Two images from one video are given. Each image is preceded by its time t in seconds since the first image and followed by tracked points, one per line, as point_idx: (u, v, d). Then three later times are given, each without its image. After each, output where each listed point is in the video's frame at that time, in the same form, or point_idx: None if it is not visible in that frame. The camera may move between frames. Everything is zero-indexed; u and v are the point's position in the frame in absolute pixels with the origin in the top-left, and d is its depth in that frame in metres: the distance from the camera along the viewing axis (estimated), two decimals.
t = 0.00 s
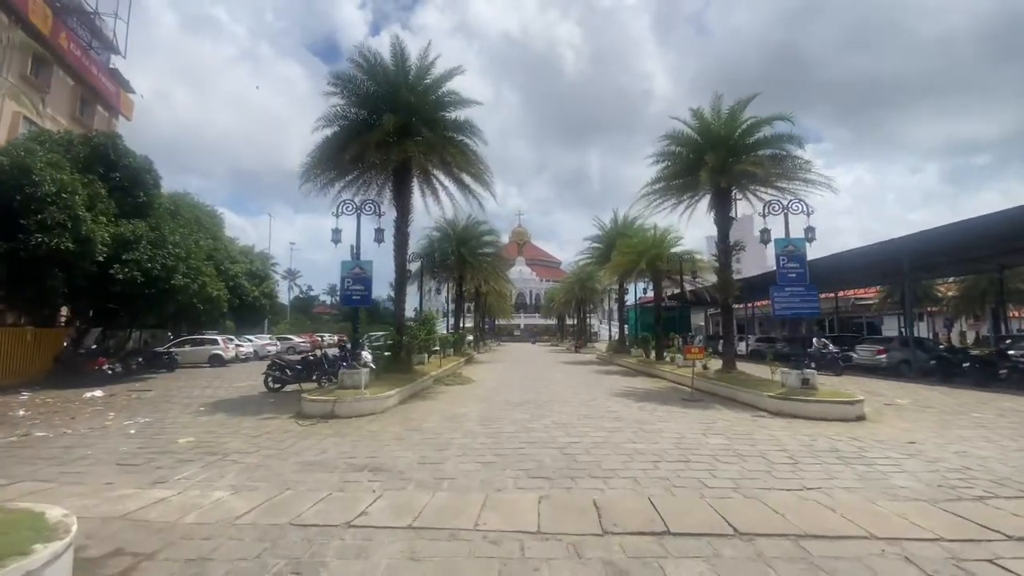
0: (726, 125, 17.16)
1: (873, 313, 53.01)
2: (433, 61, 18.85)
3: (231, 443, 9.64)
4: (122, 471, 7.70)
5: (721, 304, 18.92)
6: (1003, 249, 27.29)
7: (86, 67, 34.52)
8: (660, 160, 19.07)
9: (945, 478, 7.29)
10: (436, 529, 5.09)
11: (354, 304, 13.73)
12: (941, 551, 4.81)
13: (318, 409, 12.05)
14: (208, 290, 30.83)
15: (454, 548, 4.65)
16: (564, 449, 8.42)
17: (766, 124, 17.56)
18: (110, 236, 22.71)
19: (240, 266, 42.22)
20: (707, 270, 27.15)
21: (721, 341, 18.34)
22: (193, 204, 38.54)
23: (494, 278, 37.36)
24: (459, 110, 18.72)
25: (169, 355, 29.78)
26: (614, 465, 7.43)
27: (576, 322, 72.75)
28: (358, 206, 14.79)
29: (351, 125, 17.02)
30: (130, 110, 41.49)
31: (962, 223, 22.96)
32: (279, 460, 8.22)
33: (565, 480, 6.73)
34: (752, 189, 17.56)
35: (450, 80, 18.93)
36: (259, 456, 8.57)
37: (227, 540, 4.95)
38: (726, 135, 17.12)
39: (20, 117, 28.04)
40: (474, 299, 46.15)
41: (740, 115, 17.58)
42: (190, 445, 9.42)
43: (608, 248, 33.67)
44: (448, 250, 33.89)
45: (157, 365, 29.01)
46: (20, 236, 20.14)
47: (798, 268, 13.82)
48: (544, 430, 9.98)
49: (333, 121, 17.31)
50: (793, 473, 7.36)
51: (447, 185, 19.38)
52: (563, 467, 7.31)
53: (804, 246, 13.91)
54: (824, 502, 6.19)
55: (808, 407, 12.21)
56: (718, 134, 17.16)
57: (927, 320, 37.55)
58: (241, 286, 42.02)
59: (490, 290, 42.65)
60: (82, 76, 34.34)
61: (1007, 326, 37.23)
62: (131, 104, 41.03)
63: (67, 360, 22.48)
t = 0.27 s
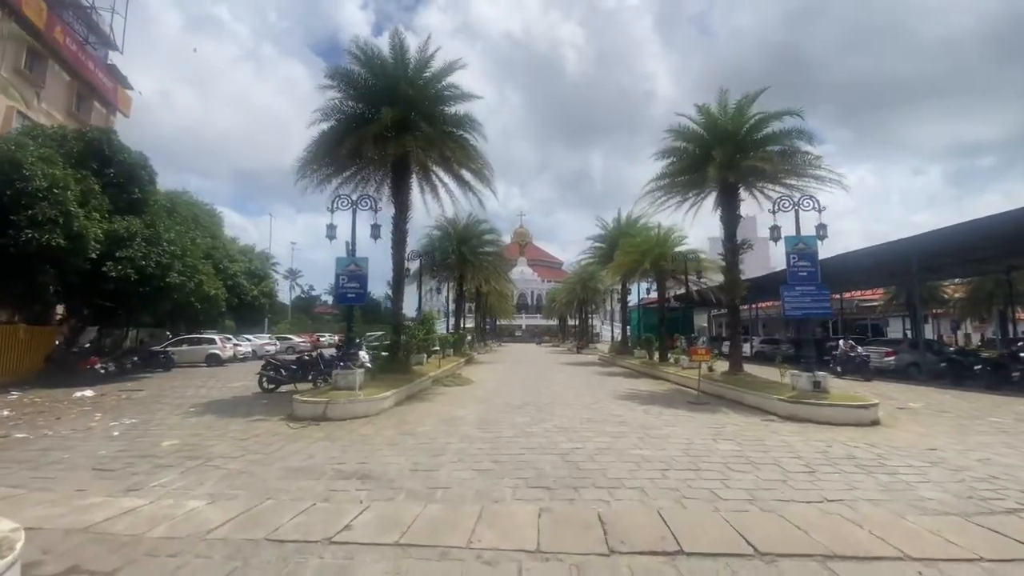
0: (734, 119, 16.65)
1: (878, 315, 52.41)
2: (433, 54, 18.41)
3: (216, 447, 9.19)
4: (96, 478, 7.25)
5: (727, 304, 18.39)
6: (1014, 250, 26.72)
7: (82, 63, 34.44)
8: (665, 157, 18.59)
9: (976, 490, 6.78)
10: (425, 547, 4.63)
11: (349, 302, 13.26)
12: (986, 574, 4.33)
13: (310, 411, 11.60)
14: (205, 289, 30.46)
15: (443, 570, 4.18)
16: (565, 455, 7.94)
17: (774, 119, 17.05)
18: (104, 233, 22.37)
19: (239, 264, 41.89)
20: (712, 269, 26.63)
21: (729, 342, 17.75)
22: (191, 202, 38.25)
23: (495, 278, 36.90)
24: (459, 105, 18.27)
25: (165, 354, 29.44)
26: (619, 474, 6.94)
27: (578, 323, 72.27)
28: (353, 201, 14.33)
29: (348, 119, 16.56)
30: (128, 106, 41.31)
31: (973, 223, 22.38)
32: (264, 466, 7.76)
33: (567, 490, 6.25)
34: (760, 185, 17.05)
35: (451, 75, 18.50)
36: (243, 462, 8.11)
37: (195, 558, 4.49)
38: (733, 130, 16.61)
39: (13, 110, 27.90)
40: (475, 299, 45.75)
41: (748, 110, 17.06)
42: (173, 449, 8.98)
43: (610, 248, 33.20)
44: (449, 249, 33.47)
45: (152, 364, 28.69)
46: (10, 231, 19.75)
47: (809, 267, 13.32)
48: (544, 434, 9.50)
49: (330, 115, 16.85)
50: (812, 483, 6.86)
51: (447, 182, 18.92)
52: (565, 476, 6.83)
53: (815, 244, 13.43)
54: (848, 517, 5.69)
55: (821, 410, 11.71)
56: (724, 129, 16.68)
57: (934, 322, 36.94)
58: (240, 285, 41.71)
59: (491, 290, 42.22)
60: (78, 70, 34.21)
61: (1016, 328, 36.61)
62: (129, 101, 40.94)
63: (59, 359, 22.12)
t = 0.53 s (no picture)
0: (738, 119, 16.24)
1: (879, 320, 51.98)
2: (431, 52, 18.01)
3: (195, 459, 8.73)
4: (61, 495, 6.78)
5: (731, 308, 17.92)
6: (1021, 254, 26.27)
7: (74, 60, 34.10)
8: (668, 158, 18.16)
9: (1004, 511, 6.32)
10: None
11: (341, 305, 12.79)
12: None
13: (299, 418, 11.13)
14: (198, 291, 29.99)
15: None
16: (564, 471, 7.47)
17: (779, 119, 16.59)
18: (92, 233, 21.94)
19: (234, 266, 41.45)
20: (714, 273, 26.19)
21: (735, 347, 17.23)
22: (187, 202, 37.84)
23: (494, 280, 36.49)
24: (457, 104, 17.83)
25: (157, 356, 28.98)
26: (622, 493, 6.47)
27: (577, 326, 71.86)
28: (346, 201, 13.87)
29: (342, 118, 16.12)
30: (122, 105, 40.94)
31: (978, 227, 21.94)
32: (243, 481, 7.29)
33: (566, 511, 5.78)
34: (765, 186, 16.62)
35: (449, 74, 18.09)
36: (222, 476, 7.65)
37: None
38: (737, 131, 16.19)
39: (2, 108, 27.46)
40: (473, 302, 45.32)
41: (752, 110, 16.64)
42: (149, 462, 8.52)
43: (610, 251, 32.77)
44: (447, 252, 33.04)
45: (144, 367, 28.23)
46: None
47: (817, 271, 12.86)
48: (542, 446, 9.05)
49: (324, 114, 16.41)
50: (828, 503, 6.39)
51: (445, 182, 18.47)
52: (563, 494, 6.36)
53: (824, 247, 12.94)
54: (871, 543, 5.22)
55: (831, 420, 11.28)
56: (728, 130, 16.24)
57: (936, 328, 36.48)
58: (235, 287, 41.26)
59: (490, 293, 41.81)
60: (70, 68, 33.82)
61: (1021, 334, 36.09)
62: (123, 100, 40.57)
63: (45, 361, 21.64)
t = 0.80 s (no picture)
0: (741, 121, 15.84)
1: (879, 327, 51.66)
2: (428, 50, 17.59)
3: (170, 473, 8.21)
4: (17, 514, 6.26)
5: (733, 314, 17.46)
6: None
7: (69, 59, 33.62)
8: (668, 161, 17.76)
9: None
10: None
11: (331, 309, 12.29)
12: None
13: (284, 428, 10.63)
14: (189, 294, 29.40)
15: None
16: (563, 488, 6.98)
17: (783, 121, 16.21)
18: (80, 233, 21.37)
19: (228, 269, 40.87)
20: (714, 278, 25.79)
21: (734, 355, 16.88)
22: (180, 204, 37.32)
23: (491, 285, 36.01)
24: (454, 104, 17.42)
25: (146, 360, 28.37)
26: (626, 514, 5.99)
27: (574, 331, 71.36)
28: (337, 201, 13.39)
29: (335, 117, 15.67)
30: (117, 105, 40.43)
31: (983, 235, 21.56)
32: (216, 499, 6.77)
33: (565, 536, 5.28)
34: (768, 190, 16.21)
35: (446, 74, 17.70)
36: (195, 493, 7.15)
37: None
38: (740, 133, 15.80)
39: None
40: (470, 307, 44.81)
41: (756, 112, 16.25)
42: (120, 476, 8.00)
43: (609, 256, 32.33)
44: (444, 256, 32.55)
45: (132, 371, 27.63)
46: None
47: (825, 276, 12.40)
48: (539, 460, 8.55)
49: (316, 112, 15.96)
50: (848, 527, 5.91)
51: (440, 183, 18.02)
52: (562, 516, 5.86)
53: (831, 252, 12.49)
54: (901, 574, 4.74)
55: (840, 432, 10.84)
56: (731, 132, 15.85)
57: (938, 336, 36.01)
58: (229, 290, 40.65)
59: (487, 297, 41.30)
60: (64, 67, 33.31)
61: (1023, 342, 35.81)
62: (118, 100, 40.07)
63: (27, 365, 21.01)
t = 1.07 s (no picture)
0: (743, 129, 15.50)
1: (875, 338, 51.45)
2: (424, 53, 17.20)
3: (139, 496, 7.66)
4: None
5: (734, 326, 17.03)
6: None
7: (58, 61, 33.10)
8: (667, 169, 17.42)
9: None
10: None
11: (317, 319, 11.76)
12: None
13: (266, 445, 10.10)
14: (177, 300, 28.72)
15: None
16: (560, 516, 6.48)
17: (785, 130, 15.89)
18: (63, 238, 20.75)
19: (219, 275, 40.17)
20: (713, 288, 25.41)
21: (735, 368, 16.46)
22: (171, 209, 36.70)
23: (487, 293, 35.51)
24: (449, 110, 17.03)
25: (132, 369, 27.63)
26: (630, 549, 5.49)
27: (570, 340, 70.85)
28: (327, 206, 12.92)
29: (326, 121, 15.23)
30: (108, 108, 39.85)
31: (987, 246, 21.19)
32: (184, 529, 6.23)
33: None
34: (769, 199, 15.86)
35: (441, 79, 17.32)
36: (161, 521, 6.60)
37: None
38: (741, 140, 15.45)
39: None
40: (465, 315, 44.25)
41: (757, 119, 15.92)
42: (84, 499, 7.45)
43: (606, 264, 31.93)
44: (438, 263, 32.06)
45: (117, 379, 26.93)
46: None
47: (830, 288, 12.01)
48: (535, 482, 8.05)
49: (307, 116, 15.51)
50: (872, 564, 5.43)
51: (435, 190, 17.59)
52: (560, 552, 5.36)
53: (837, 263, 12.10)
54: None
55: (848, 451, 10.42)
56: (732, 140, 15.51)
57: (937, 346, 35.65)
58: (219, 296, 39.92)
59: (482, 305, 40.78)
60: (53, 69, 32.74)
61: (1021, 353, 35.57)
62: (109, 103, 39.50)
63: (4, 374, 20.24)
